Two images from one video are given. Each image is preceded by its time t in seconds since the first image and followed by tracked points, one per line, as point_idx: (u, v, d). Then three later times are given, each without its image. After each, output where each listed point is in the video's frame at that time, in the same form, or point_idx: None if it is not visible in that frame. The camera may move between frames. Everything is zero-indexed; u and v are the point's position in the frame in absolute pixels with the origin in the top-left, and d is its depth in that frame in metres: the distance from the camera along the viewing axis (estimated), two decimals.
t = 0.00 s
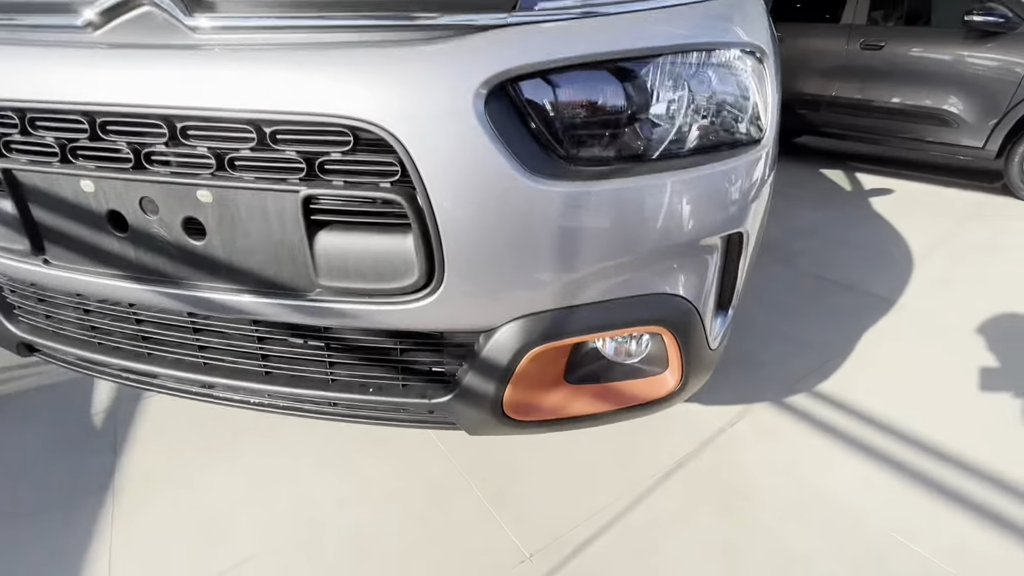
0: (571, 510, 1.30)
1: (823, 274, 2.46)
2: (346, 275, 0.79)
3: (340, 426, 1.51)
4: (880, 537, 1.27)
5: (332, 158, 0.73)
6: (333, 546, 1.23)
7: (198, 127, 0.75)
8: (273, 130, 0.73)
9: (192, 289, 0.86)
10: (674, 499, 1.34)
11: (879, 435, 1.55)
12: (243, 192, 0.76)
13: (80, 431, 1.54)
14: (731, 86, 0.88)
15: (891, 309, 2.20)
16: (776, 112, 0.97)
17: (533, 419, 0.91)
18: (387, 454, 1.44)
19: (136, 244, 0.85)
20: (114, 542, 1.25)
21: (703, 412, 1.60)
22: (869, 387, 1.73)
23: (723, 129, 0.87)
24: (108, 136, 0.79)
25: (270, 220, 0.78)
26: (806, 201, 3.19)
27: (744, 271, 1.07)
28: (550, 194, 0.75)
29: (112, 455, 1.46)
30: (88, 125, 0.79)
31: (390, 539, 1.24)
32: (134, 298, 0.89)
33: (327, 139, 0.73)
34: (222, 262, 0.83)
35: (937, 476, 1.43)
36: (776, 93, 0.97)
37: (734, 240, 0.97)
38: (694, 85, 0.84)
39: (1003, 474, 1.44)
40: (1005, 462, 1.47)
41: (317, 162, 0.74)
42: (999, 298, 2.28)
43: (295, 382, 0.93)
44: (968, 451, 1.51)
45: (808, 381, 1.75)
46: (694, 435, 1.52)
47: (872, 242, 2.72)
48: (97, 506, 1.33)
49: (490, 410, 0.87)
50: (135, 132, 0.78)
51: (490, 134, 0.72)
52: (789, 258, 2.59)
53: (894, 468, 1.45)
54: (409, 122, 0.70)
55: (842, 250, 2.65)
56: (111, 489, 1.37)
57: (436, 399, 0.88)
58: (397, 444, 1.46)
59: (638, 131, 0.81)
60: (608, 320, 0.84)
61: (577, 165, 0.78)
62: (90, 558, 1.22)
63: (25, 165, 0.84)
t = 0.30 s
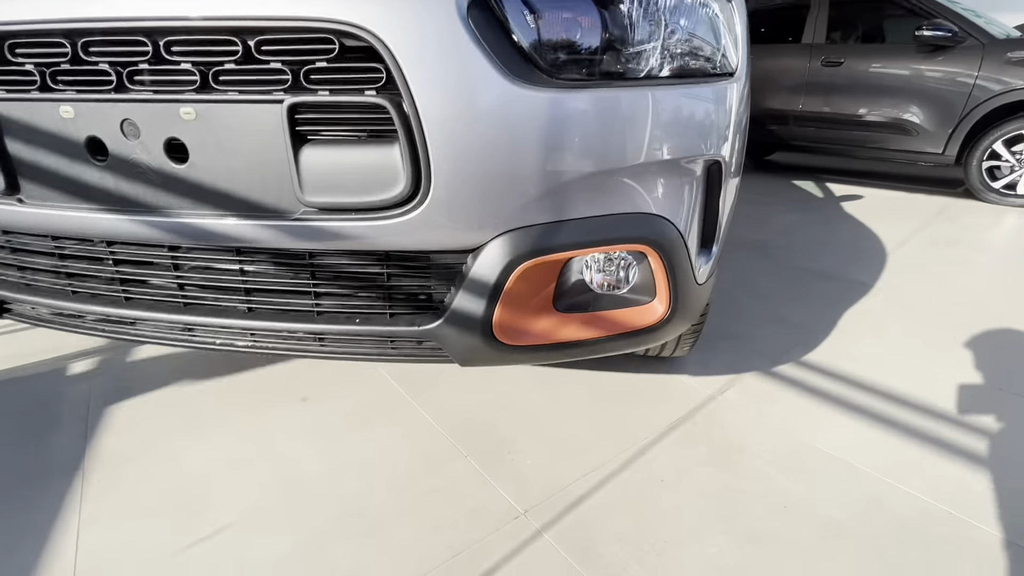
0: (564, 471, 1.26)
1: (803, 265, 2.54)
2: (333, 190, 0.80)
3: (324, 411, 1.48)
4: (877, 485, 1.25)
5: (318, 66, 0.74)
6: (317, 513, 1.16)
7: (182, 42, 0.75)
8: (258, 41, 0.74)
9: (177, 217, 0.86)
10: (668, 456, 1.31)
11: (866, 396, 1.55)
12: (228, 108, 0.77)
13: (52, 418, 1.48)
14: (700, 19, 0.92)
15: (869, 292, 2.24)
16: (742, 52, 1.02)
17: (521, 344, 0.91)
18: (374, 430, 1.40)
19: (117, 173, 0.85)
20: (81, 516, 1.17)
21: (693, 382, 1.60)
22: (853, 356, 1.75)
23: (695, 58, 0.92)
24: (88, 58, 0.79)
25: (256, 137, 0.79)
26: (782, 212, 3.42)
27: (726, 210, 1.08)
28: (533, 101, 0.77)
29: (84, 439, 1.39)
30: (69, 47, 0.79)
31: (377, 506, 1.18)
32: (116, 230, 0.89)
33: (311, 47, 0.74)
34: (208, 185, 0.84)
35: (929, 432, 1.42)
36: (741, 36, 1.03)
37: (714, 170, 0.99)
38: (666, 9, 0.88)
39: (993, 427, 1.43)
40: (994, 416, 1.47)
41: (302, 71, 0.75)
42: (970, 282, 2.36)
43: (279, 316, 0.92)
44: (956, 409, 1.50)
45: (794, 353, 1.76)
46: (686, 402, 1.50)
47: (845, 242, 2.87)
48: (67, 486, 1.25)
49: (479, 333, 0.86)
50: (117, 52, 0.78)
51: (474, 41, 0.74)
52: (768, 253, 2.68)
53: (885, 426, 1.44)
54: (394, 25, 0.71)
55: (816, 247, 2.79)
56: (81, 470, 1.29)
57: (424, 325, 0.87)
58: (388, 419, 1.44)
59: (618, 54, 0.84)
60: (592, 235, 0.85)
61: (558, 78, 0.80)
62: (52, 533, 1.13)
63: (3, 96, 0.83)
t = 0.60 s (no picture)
0: (572, 471, 1.33)
1: (798, 279, 2.64)
2: (368, 204, 0.90)
3: (343, 417, 1.55)
4: (869, 478, 1.31)
5: (358, 95, 0.85)
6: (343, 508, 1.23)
7: (239, 76, 0.87)
8: (306, 74, 0.85)
9: (226, 229, 0.96)
10: (671, 455, 1.38)
11: (858, 397, 1.63)
12: (277, 132, 0.88)
13: (84, 424, 1.55)
14: (692, 50, 1.03)
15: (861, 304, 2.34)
16: (731, 80, 1.13)
17: (534, 343, 1.00)
18: (391, 433, 1.48)
19: (173, 190, 0.96)
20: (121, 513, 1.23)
21: (694, 388, 1.68)
22: (844, 361, 1.84)
23: (688, 85, 1.02)
24: (154, 89, 0.90)
25: (301, 157, 0.89)
26: (778, 230, 3.54)
27: (719, 222, 1.18)
28: (545, 124, 0.88)
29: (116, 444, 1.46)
30: (138, 80, 0.90)
31: (397, 501, 1.25)
32: (170, 241, 0.99)
33: (352, 79, 0.85)
34: (255, 201, 0.94)
35: (919, 431, 1.48)
36: (731, 65, 1.14)
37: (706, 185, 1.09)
38: (661, 43, 0.99)
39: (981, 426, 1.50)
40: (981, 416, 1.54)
41: (344, 100, 0.85)
42: (960, 293, 2.44)
43: (314, 320, 1.01)
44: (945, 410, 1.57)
45: (789, 359, 1.85)
46: (687, 407, 1.58)
47: (839, 257, 2.97)
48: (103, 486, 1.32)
49: (496, 332, 0.96)
50: (178, 84, 0.89)
51: (493, 75, 0.85)
52: (761, 268, 2.79)
53: (877, 425, 1.50)
54: (425, 61, 0.83)
55: (811, 262, 2.89)
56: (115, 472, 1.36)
57: (447, 325, 0.96)
58: (405, 424, 1.51)
59: (619, 82, 0.95)
60: (600, 242, 0.95)
61: (566, 105, 0.90)
62: (94, 527, 1.20)
63: (75, 123, 0.94)
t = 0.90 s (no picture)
0: (575, 499, 1.42)
1: (791, 309, 2.74)
2: (395, 261, 1.01)
3: (358, 445, 1.64)
4: (853, 506, 1.39)
5: (389, 168, 0.98)
6: (359, 533, 1.31)
7: (284, 150, 1.00)
8: (343, 149, 0.98)
9: (266, 280, 1.08)
10: (667, 484, 1.47)
11: (845, 428, 1.72)
12: (316, 198, 1.00)
13: (112, 451, 1.64)
14: (682, 120, 1.15)
15: (852, 334, 2.44)
16: (719, 144, 1.25)
17: (541, 383, 1.11)
18: (403, 462, 1.57)
19: (218, 245, 1.07)
20: (152, 536, 1.31)
21: (689, 418, 1.77)
22: (833, 392, 1.93)
23: (678, 151, 1.14)
24: (208, 159, 1.03)
25: (336, 220, 1.01)
26: (773, 258, 3.66)
27: (710, 270, 1.29)
28: (551, 192, 1.00)
29: (143, 471, 1.55)
30: (193, 151, 1.03)
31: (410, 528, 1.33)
32: (214, 290, 1.10)
33: (384, 154, 0.98)
34: (293, 256, 1.05)
35: (902, 461, 1.56)
36: (718, 130, 1.26)
37: (697, 239, 1.20)
38: (654, 117, 1.11)
39: (960, 456, 1.58)
40: (961, 446, 1.62)
41: (376, 172, 0.99)
42: (946, 323, 2.54)
43: (342, 361, 1.12)
44: (927, 440, 1.65)
45: (782, 390, 1.95)
46: (682, 437, 1.67)
47: (831, 287, 3.07)
48: (135, 511, 1.39)
49: (507, 373, 1.06)
50: (230, 156, 1.02)
51: (506, 150, 0.97)
52: (757, 298, 2.90)
53: (862, 455, 1.59)
54: (445, 141, 0.95)
55: (804, 292, 2.99)
56: (144, 498, 1.44)
57: (463, 368, 1.07)
58: (416, 453, 1.60)
59: (614, 152, 1.07)
60: (599, 293, 1.06)
61: (568, 175, 1.03)
62: (127, 550, 1.27)
63: (134, 186, 1.07)
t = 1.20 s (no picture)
0: (573, 516, 1.47)
1: (784, 329, 2.81)
2: (406, 290, 1.08)
3: (363, 462, 1.70)
4: (840, 524, 1.44)
5: (402, 206, 1.06)
6: (366, 547, 1.36)
7: (305, 187, 1.08)
8: (360, 187, 1.06)
9: (284, 307, 1.15)
10: (662, 502, 1.53)
11: (834, 448, 1.78)
12: (334, 232, 1.08)
13: (124, 467, 1.69)
14: (675, 159, 1.23)
15: (843, 354, 2.51)
16: (710, 179, 1.33)
17: (542, 407, 1.17)
18: (407, 479, 1.62)
19: (240, 274, 1.14)
20: (166, 549, 1.36)
21: (684, 437, 1.83)
22: (823, 412, 2.00)
23: (671, 188, 1.22)
24: (233, 195, 1.11)
25: (352, 251, 1.09)
26: (768, 278, 3.74)
27: (703, 297, 1.36)
28: (552, 228, 1.08)
29: (156, 486, 1.60)
30: (220, 187, 1.11)
31: (415, 542, 1.38)
32: (234, 315, 1.17)
33: (398, 193, 1.05)
34: (310, 285, 1.12)
35: (887, 480, 1.62)
36: (709, 166, 1.34)
37: (689, 269, 1.28)
38: (649, 155, 1.19)
39: (944, 476, 1.64)
40: (945, 467, 1.68)
41: (390, 209, 1.07)
42: (935, 344, 2.61)
43: (354, 383, 1.19)
44: (912, 461, 1.71)
45: (773, 410, 2.01)
46: (677, 456, 1.73)
47: (824, 307, 3.15)
48: (149, 526, 1.44)
49: (510, 396, 1.13)
50: (254, 192, 1.10)
51: (511, 189, 1.05)
52: (751, 318, 2.98)
53: (850, 476, 1.64)
54: (455, 181, 1.03)
55: (797, 312, 3.07)
56: (158, 512, 1.49)
57: (469, 390, 1.14)
58: (420, 470, 1.66)
59: (611, 190, 1.15)
60: (597, 322, 1.13)
61: (568, 212, 1.11)
62: (143, 562, 1.32)
63: (162, 218, 1.14)
